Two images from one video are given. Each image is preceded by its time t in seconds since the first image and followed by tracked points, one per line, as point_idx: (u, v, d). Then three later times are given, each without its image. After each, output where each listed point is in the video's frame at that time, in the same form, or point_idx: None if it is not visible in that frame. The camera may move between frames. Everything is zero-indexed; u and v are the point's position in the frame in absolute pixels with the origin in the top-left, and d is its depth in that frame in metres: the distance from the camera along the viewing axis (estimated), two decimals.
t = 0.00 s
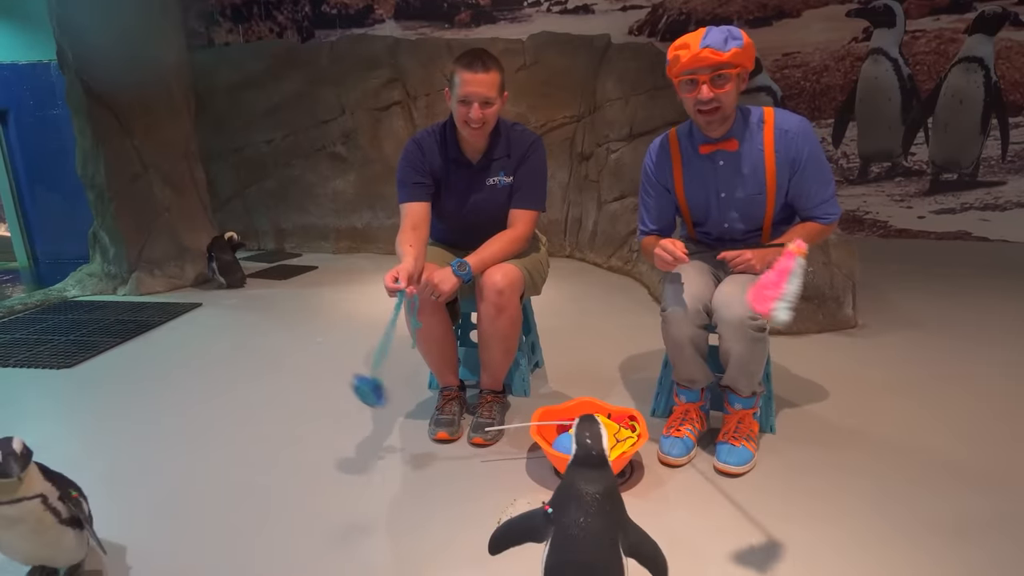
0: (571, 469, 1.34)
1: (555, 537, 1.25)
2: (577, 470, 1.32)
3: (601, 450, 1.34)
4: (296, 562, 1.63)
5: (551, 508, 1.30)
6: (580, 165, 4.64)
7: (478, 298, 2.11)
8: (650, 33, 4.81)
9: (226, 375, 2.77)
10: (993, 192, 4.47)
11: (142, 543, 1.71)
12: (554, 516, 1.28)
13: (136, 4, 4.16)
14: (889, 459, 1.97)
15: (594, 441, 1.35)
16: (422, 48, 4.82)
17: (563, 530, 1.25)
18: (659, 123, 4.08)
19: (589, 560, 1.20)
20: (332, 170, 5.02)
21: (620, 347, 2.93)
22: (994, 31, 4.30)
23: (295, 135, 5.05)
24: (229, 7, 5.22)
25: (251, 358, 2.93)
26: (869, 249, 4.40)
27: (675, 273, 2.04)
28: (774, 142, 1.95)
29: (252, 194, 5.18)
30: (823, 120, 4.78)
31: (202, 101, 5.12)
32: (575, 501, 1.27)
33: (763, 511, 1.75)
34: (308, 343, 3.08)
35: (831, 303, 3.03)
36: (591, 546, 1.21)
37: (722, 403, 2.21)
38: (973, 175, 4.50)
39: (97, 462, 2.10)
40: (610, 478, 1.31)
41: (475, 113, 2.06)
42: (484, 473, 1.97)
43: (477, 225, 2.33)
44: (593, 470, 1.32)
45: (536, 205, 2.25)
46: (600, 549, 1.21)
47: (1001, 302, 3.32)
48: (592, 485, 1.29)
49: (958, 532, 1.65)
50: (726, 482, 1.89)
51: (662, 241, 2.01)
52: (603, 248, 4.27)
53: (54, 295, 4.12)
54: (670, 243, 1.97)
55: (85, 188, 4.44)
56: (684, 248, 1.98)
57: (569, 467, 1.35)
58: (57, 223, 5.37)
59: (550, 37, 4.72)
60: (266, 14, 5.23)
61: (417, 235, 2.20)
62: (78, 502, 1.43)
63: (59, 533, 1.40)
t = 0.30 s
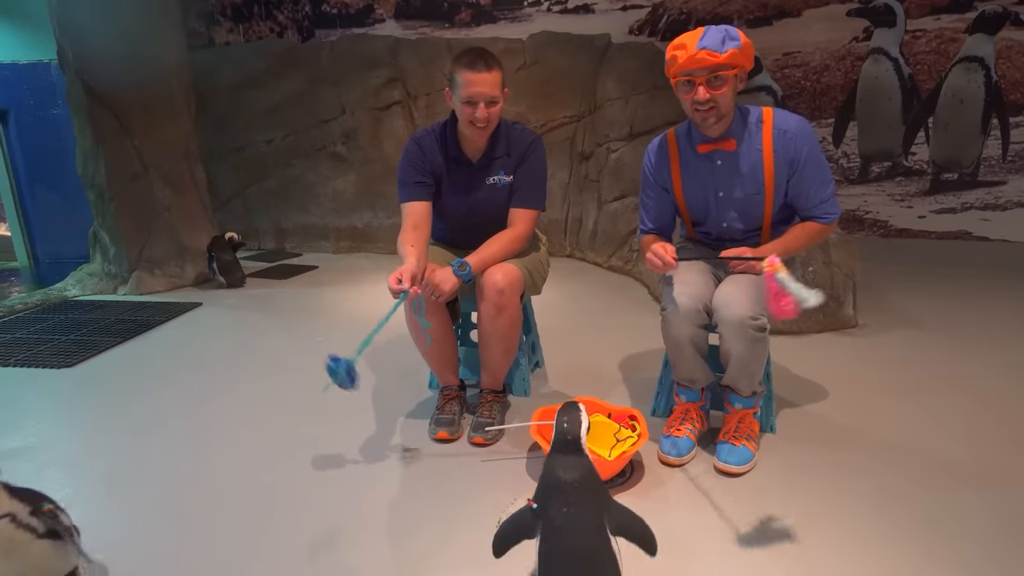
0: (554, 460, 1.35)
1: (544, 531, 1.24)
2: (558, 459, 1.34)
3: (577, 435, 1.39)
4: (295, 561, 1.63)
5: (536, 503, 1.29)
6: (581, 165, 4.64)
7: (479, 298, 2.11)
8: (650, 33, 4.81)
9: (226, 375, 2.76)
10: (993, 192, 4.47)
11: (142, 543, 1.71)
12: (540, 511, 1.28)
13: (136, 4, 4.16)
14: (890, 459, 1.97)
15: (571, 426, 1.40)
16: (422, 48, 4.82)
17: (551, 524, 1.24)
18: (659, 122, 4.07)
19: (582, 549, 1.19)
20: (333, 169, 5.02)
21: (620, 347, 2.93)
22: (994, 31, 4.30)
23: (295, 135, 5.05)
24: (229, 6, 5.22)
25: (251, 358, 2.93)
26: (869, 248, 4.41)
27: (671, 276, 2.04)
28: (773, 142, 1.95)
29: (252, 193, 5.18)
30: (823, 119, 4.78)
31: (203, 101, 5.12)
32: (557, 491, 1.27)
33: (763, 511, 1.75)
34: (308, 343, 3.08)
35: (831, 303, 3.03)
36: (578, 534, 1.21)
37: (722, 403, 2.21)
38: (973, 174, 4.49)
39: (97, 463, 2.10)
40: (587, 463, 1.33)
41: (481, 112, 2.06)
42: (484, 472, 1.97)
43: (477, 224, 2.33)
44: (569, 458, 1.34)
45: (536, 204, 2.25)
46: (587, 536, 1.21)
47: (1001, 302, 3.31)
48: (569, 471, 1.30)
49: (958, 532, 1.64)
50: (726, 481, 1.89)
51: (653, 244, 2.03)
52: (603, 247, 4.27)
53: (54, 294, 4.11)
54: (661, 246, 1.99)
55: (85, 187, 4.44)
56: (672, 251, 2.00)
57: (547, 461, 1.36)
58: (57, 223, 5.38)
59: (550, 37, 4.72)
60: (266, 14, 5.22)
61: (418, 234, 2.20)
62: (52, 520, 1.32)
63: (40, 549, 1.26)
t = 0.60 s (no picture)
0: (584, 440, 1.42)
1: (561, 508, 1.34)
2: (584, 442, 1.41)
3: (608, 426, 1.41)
4: (296, 561, 1.63)
5: (559, 479, 1.39)
6: (581, 164, 4.63)
7: (478, 297, 2.11)
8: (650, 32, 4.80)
9: (226, 375, 2.76)
10: (993, 192, 4.47)
11: (142, 543, 1.71)
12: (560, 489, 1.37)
13: (136, 4, 4.16)
14: (889, 459, 1.97)
15: (602, 417, 1.42)
16: (422, 47, 4.81)
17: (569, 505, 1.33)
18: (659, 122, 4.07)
19: (592, 536, 1.30)
20: (332, 169, 5.02)
21: (620, 346, 2.93)
22: (994, 30, 4.30)
23: (295, 135, 5.05)
24: (228, 6, 5.21)
25: (251, 358, 2.92)
26: (869, 248, 4.40)
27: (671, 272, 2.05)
28: (769, 140, 1.95)
29: (252, 193, 5.18)
30: (823, 119, 4.78)
31: (202, 100, 5.12)
32: (580, 473, 1.36)
33: (764, 511, 1.75)
34: (308, 343, 3.08)
35: (831, 302, 3.02)
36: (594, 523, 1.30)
37: (722, 403, 2.21)
38: (973, 174, 4.50)
39: (97, 463, 2.09)
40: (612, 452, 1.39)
41: (485, 114, 2.07)
42: (484, 472, 1.97)
43: (476, 223, 2.33)
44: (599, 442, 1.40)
45: (535, 204, 2.25)
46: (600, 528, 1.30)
47: (1001, 302, 3.31)
48: (598, 457, 1.37)
49: (958, 532, 1.64)
50: (725, 481, 1.89)
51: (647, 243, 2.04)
52: (603, 247, 4.26)
53: (54, 294, 4.11)
54: (654, 245, 2.01)
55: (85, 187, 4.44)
56: (666, 252, 2.03)
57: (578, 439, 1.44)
58: (56, 222, 5.37)
59: (550, 37, 4.72)
60: (266, 13, 5.21)
61: (416, 232, 2.20)
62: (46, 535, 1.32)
63: (31, 562, 1.28)
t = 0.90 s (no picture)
0: (559, 437, 1.46)
1: (547, 504, 1.38)
2: (562, 438, 1.46)
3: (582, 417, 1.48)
4: (295, 561, 1.63)
5: (540, 478, 1.43)
6: (581, 164, 4.63)
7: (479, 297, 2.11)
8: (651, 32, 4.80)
9: (227, 375, 2.76)
10: (993, 192, 4.47)
11: (142, 543, 1.71)
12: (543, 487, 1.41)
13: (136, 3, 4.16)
14: (889, 459, 1.97)
15: (576, 409, 1.49)
16: (422, 47, 4.82)
17: (556, 500, 1.37)
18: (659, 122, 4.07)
19: (578, 527, 1.34)
20: (333, 169, 5.02)
21: (621, 346, 2.93)
22: (995, 30, 4.29)
23: (295, 135, 5.05)
24: (229, 6, 5.21)
25: (252, 358, 2.92)
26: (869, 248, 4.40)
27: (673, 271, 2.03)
28: (773, 140, 1.95)
29: (252, 193, 5.18)
30: (823, 119, 4.78)
31: (203, 100, 5.11)
32: (561, 468, 1.39)
33: (764, 512, 1.74)
34: (309, 343, 3.08)
35: (831, 302, 3.02)
36: (580, 514, 1.35)
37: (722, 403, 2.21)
38: (973, 174, 4.49)
39: (97, 463, 2.09)
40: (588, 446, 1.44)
41: (497, 108, 2.10)
42: (485, 471, 1.98)
43: (476, 223, 2.33)
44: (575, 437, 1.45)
45: (536, 204, 2.25)
46: (586, 519, 1.35)
47: (1002, 302, 3.31)
48: (575, 453, 1.41)
49: (957, 533, 1.64)
50: (725, 481, 1.89)
51: (661, 238, 1.99)
52: (603, 247, 4.26)
53: (55, 294, 4.11)
54: (670, 240, 1.95)
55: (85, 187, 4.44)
56: (682, 246, 1.96)
57: (552, 438, 1.48)
58: (57, 222, 5.37)
59: (550, 37, 4.72)
60: (266, 13, 5.21)
61: (416, 232, 2.19)
62: (68, 535, 1.31)
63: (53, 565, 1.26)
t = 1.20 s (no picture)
0: (548, 433, 1.52)
1: (541, 497, 1.42)
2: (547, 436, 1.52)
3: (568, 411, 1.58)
4: (294, 561, 1.63)
5: (532, 475, 1.47)
6: (582, 164, 4.63)
7: (480, 298, 2.11)
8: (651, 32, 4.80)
9: (227, 375, 2.76)
10: (994, 192, 4.47)
11: (143, 543, 1.71)
12: (534, 483, 1.46)
13: (137, 3, 4.16)
14: (890, 459, 1.97)
15: (564, 408, 1.58)
16: (423, 47, 4.82)
17: (550, 493, 1.42)
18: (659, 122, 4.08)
19: (574, 517, 1.39)
20: (333, 169, 5.02)
21: (621, 346, 2.93)
22: (995, 30, 4.29)
23: (296, 135, 5.05)
24: (229, 6, 5.21)
25: (252, 358, 2.92)
26: (870, 248, 4.40)
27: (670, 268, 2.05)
28: (779, 142, 1.94)
29: (253, 193, 5.18)
30: (824, 119, 4.78)
31: (203, 100, 5.12)
32: (552, 462, 1.45)
33: (764, 512, 1.74)
34: (309, 343, 3.08)
35: (832, 302, 3.02)
36: (573, 504, 1.40)
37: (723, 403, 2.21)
38: (974, 174, 4.49)
39: (98, 463, 2.09)
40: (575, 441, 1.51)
41: (502, 102, 2.11)
42: (485, 471, 1.98)
43: (477, 223, 2.33)
44: (563, 434, 1.52)
45: (536, 203, 2.24)
46: (579, 510, 1.40)
47: (1002, 302, 3.31)
48: (565, 448, 1.48)
49: (957, 533, 1.64)
50: (726, 482, 1.89)
51: (649, 239, 2.06)
52: (603, 247, 4.26)
53: (55, 294, 4.11)
54: (655, 240, 2.03)
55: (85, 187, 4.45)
56: (667, 246, 2.05)
57: (540, 437, 1.54)
58: (57, 222, 5.37)
59: (551, 37, 4.72)
60: (267, 13, 5.21)
61: (417, 232, 2.20)
62: (43, 553, 1.37)
63: None
